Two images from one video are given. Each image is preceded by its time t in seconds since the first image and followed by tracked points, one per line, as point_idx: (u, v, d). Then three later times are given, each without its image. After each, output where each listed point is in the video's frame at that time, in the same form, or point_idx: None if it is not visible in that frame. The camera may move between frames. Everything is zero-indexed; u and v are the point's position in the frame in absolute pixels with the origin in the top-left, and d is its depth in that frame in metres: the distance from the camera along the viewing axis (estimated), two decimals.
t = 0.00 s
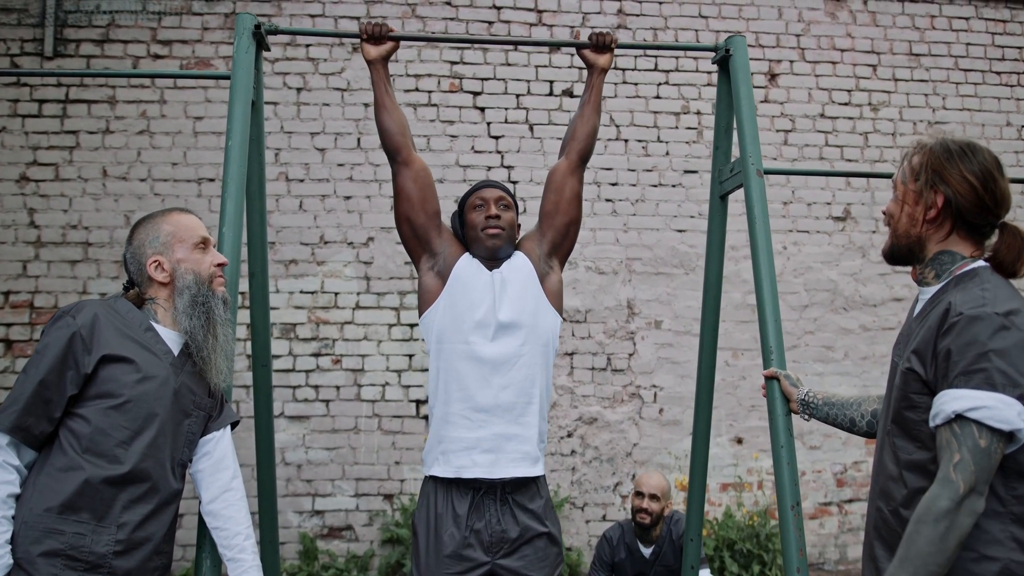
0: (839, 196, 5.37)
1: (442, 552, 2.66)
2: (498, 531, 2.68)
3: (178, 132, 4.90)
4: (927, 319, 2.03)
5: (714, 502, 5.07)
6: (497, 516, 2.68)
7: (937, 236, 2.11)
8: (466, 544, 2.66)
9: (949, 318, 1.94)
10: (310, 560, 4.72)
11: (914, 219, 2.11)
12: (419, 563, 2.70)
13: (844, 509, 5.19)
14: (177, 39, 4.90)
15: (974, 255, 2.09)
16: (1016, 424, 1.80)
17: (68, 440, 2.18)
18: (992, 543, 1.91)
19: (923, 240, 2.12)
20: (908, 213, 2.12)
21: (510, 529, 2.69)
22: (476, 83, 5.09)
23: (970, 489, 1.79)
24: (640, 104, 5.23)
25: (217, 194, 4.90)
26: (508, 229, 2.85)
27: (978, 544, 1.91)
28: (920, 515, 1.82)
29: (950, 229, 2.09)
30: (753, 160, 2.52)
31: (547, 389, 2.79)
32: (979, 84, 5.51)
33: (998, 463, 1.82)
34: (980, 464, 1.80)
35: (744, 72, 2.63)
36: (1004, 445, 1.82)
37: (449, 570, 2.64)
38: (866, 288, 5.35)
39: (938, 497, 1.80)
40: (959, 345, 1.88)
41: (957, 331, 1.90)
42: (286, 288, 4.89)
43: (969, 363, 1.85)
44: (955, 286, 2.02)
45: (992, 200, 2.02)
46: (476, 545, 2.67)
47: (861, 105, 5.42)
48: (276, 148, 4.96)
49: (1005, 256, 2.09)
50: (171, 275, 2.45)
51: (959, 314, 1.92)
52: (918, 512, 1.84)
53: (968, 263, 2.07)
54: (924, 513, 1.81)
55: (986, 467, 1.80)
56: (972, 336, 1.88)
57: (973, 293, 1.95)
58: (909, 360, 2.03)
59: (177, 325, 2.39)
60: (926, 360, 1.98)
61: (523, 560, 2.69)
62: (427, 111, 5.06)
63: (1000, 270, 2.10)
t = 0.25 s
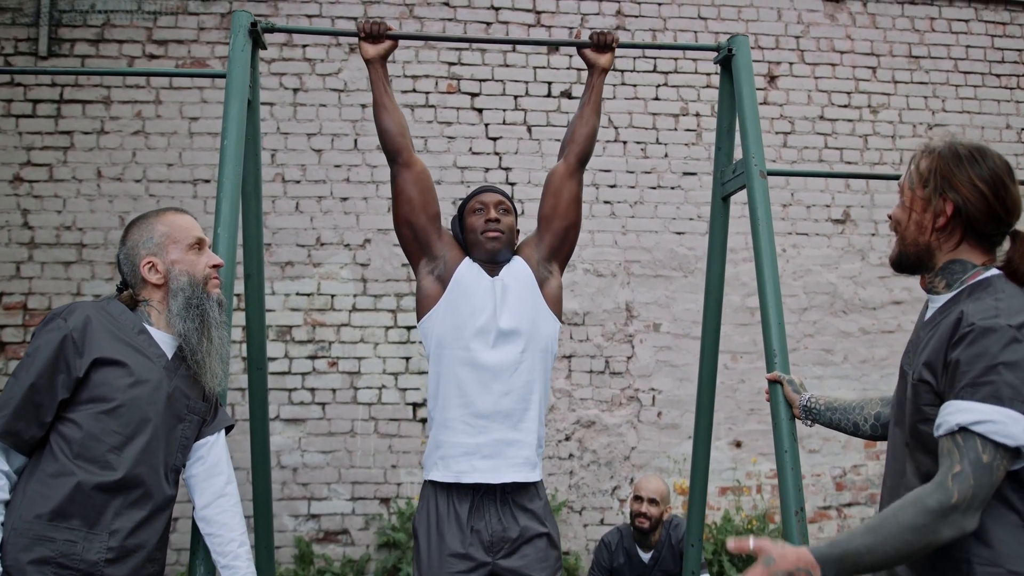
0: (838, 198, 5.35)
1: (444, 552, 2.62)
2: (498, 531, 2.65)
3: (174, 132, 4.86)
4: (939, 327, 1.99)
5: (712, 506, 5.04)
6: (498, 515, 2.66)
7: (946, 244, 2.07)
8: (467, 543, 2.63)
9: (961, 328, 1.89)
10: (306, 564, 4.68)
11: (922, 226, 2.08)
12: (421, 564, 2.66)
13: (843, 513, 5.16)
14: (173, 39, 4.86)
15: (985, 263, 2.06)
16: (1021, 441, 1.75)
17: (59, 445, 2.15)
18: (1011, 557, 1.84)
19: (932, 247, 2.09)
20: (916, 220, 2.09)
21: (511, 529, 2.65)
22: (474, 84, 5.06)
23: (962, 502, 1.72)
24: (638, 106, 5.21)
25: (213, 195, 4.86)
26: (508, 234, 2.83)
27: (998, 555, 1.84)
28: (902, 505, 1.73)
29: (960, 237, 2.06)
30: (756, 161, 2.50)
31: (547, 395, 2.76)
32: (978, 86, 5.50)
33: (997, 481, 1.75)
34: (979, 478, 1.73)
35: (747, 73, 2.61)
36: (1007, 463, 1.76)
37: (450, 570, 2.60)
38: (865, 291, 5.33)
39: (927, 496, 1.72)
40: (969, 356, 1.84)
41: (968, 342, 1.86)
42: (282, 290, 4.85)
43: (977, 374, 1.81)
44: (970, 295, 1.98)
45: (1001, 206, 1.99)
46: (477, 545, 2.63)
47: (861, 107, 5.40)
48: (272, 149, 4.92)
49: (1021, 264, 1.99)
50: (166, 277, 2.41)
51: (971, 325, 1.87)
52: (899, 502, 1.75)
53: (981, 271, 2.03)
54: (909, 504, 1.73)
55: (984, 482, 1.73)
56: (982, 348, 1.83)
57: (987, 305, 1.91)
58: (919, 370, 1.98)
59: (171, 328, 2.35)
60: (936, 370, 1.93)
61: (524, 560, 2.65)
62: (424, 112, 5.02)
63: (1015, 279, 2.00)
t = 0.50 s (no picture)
0: (836, 200, 5.34)
1: (441, 528, 2.60)
2: (495, 506, 2.63)
3: (169, 131, 4.83)
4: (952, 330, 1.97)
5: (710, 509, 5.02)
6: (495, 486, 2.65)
7: (953, 248, 2.04)
8: (464, 518, 2.61)
9: (973, 330, 1.86)
10: (301, 567, 4.64)
11: (928, 230, 2.05)
12: (419, 540, 2.64)
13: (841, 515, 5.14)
14: (168, 38, 4.83)
15: (994, 266, 2.03)
16: None
17: (51, 448, 2.12)
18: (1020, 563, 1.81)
19: (940, 251, 2.05)
20: (922, 224, 2.05)
21: (507, 505, 2.63)
22: (472, 84, 5.03)
23: (963, 503, 1.72)
24: (637, 106, 5.19)
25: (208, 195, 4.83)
26: (505, 229, 2.80)
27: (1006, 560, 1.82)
28: (906, 494, 1.76)
29: (968, 240, 2.03)
30: (758, 161, 2.48)
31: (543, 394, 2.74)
32: (977, 88, 5.48)
33: (1003, 486, 1.74)
34: (984, 483, 1.73)
35: (749, 71, 2.60)
36: (1013, 468, 1.75)
37: (448, 545, 2.58)
38: (864, 293, 5.31)
39: (929, 492, 1.74)
40: (979, 358, 1.80)
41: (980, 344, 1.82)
42: (278, 291, 4.81)
43: (987, 377, 1.77)
44: (983, 299, 1.96)
45: (1010, 208, 1.97)
46: (474, 520, 2.61)
47: (860, 109, 5.38)
48: (268, 148, 4.89)
49: None
50: (161, 277, 2.38)
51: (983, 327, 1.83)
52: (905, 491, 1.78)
53: (992, 275, 2.01)
54: (910, 494, 1.76)
55: (989, 487, 1.73)
56: (992, 350, 1.79)
57: (1000, 307, 1.87)
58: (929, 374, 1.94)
59: (166, 329, 2.32)
60: (947, 373, 1.89)
61: (521, 532, 2.63)
62: (422, 112, 4.99)
63: None
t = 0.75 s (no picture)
0: (836, 202, 5.32)
1: (441, 485, 2.55)
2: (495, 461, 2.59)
3: (166, 130, 4.79)
4: (966, 335, 1.93)
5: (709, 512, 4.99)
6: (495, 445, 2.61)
7: (968, 251, 2.02)
8: (464, 475, 2.56)
9: (992, 337, 1.82)
10: (297, 569, 4.61)
11: (942, 233, 2.03)
12: (417, 502, 2.57)
13: (841, 518, 5.12)
14: (165, 36, 4.79)
15: (1009, 270, 2.00)
16: None
17: (43, 451, 2.09)
18: None
19: (954, 254, 2.03)
20: (935, 227, 2.04)
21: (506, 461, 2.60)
22: (471, 84, 5.00)
23: (984, 516, 1.68)
24: (636, 107, 5.16)
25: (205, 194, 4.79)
26: (501, 223, 2.79)
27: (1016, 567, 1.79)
28: (922, 509, 1.72)
29: (983, 243, 2.00)
30: (762, 161, 2.46)
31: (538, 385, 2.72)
32: (977, 90, 5.47)
33: None
34: (1004, 495, 1.69)
35: (752, 71, 2.58)
36: None
37: (449, 498, 2.52)
38: (863, 296, 5.29)
39: (948, 506, 1.70)
40: (1000, 368, 1.77)
41: (1001, 352, 1.78)
42: (275, 291, 4.78)
43: (1009, 386, 1.74)
44: (998, 303, 1.92)
45: None
46: (474, 475, 2.56)
47: (859, 110, 5.36)
48: (265, 148, 4.85)
49: None
50: (157, 276, 2.35)
51: (1004, 333, 1.79)
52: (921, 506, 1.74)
53: (1007, 279, 1.98)
54: (928, 509, 1.72)
55: (1010, 499, 1.69)
56: (1014, 358, 1.76)
57: (1019, 312, 1.83)
58: (943, 379, 1.91)
59: (162, 329, 2.30)
60: (963, 380, 1.86)
61: (521, 492, 2.59)
62: (420, 111, 4.96)
63: None
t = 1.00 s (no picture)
0: (838, 202, 5.29)
1: (444, 441, 2.56)
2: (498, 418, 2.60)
3: (165, 128, 4.77)
4: (972, 331, 1.88)
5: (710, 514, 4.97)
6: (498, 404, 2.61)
7: (984, 250, 2.00)
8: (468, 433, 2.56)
9: (1000, 333, 1.79)
10: (296, 571, 4.58)
11: (959, 230, 2.00)
12: (419, 464, 2.57)
13: (842, 521, 5.10)
14: (165, 34, 4.77)
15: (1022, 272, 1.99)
16: None
17: (40, 452, 2.06)
18: None
19: (967, 251, 2.01)
20: (952, 224, 2.01)
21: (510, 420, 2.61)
22: (472, 83, 4.98)
23: None
24: (638, 107, 5.14)
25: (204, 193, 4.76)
26: (500, 198, 2.79)
27: None
28: (964, 533, 1.62)
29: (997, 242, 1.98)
30: (768, 160, 2.45)
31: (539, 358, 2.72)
32: (980, 91, 5.45)
33: None
34: None
35: (758, 69, 2.56)
36: None
37: (452, 454, 2.53)
38: (865, 297, 5.27)
39: (987, 522, 1.60)
40: (1011, 365, 1.73)
41: (1010, 348, 1.75)
42: (274, 290, 4.75)
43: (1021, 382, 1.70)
44: (1001, 295, 1.88)
45: None
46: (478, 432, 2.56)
47: (862, 111, 5.34)
48: (265, 146, 4.82)
49: None
50: (156, 275, 2.32)
51: (1012, 329, 1.77)
52: (960, 528, 1.64)
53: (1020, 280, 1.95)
54: (969, 531, 1.61)
55: None
56: None
57: None
58: (954, 381, 1.87)
59: (162, 329, 2.27)
60: (974, 380, 1.82)
61: (525, 450, 2.60)
62: (420, 110, 4.93)
63: None
